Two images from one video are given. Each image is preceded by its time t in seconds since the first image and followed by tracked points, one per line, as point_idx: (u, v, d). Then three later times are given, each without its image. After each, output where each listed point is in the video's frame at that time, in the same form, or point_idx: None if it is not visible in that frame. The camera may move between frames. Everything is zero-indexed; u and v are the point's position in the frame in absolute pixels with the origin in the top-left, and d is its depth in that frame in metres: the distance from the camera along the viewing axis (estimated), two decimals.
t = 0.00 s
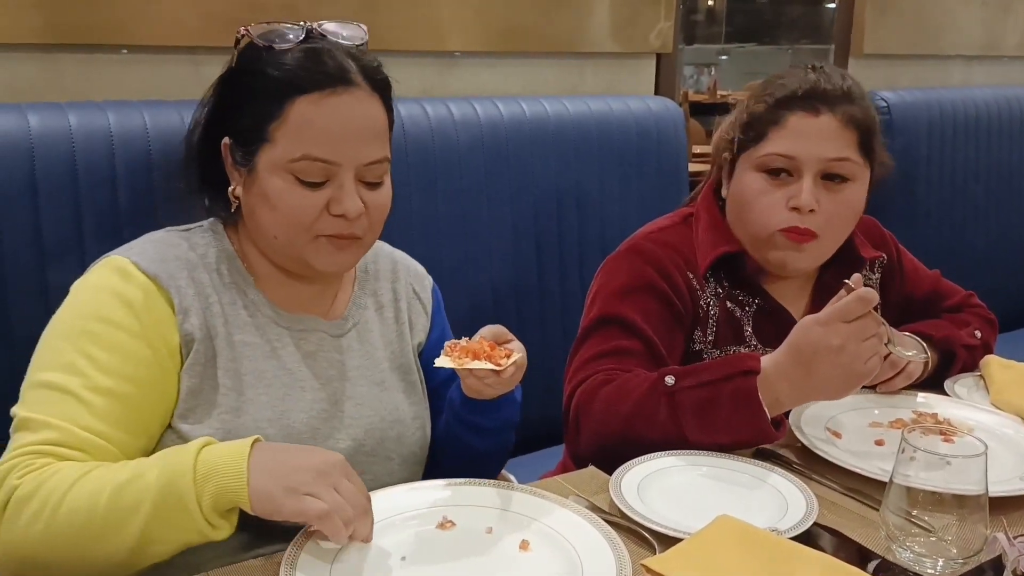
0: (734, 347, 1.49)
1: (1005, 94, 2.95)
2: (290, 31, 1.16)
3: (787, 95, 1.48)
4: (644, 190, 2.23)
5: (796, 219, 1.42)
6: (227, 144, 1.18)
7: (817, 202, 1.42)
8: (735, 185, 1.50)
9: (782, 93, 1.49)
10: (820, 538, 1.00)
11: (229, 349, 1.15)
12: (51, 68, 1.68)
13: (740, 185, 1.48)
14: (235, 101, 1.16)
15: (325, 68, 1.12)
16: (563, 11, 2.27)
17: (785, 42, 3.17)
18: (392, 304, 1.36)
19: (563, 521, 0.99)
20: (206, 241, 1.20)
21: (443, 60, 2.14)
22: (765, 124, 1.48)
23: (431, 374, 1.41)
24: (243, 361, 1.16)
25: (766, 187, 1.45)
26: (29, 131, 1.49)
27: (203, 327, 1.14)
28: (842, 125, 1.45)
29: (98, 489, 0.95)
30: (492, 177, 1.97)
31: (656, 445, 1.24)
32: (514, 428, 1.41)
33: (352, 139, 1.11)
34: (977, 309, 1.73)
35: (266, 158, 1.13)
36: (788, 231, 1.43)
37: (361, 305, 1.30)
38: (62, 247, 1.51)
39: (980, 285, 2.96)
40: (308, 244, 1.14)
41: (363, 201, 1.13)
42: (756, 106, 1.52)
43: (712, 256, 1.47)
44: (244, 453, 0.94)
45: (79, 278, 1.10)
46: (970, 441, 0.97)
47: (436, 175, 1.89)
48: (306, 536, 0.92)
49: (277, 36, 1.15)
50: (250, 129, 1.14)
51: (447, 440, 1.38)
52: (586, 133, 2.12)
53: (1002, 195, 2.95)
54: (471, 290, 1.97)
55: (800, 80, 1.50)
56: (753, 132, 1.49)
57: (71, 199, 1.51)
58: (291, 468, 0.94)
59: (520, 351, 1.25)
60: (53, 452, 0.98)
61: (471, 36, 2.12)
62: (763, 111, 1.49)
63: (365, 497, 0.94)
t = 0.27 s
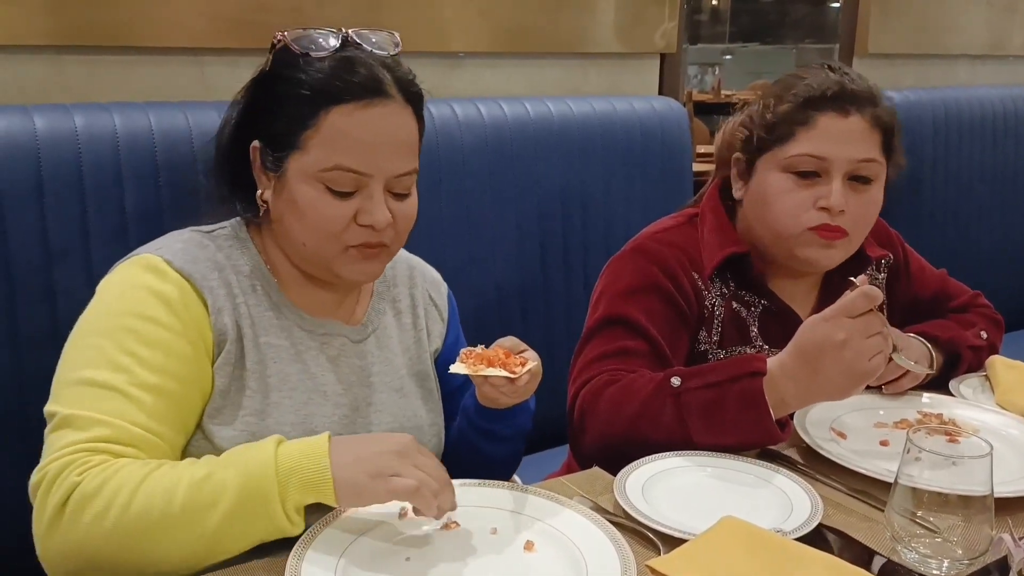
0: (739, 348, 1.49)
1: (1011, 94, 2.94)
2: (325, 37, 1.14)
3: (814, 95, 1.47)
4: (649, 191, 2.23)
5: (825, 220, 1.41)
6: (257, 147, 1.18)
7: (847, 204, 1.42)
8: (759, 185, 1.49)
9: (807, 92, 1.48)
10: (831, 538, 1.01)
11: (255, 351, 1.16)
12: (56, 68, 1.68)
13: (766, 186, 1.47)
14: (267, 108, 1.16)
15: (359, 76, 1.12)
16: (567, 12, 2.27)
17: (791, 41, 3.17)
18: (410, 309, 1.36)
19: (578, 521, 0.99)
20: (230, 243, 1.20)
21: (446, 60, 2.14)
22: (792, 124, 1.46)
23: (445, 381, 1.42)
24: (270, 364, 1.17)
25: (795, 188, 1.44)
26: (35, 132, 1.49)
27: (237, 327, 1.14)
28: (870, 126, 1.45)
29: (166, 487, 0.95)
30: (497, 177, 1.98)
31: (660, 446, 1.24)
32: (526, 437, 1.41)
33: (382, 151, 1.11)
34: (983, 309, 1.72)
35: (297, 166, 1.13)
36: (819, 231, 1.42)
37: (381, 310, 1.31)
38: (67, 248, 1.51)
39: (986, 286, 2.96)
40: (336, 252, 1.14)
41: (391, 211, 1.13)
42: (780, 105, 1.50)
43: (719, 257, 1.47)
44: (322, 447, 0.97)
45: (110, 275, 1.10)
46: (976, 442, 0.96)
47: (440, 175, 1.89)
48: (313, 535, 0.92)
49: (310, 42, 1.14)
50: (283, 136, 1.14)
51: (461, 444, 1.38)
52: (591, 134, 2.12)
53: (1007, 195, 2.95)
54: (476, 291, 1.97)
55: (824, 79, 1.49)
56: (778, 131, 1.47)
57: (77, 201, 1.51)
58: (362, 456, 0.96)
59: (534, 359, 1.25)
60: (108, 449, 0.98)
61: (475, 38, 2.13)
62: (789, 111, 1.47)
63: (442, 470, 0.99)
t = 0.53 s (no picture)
0: (745, 348, 1.49)
1: (1017, 92, 2.94)
2: (343, 43, 1.15)
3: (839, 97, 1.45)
4: (654, 191, 2.23)
5: (852, 224, 1.40)
6: (273, 151, 1.18)
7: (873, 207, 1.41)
8: (781, 187, 1.47)
9: (831, 93, 1.46)
10: (843, 538, 1.00)
11: (268, 353, 1.16)
12: (61, 71, 1.69)
13: (789, 188, 1.46)
14: (290, 115, 1.16)
15: (381, 84, 1.12)
16: (572, 12, 2.27)
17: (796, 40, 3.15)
18: (422, 313, 1.36)
19: (590, 522, 0.99)
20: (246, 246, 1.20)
21: (451, 61, 2.14)
22: (818, 126, 1.44)
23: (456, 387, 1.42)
24: (283, 366, 1.17)
25: (822, 192, 1.43)
26: (41, 134, 1.49)
27: (251, 328, 1.15)
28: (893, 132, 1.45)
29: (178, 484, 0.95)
30: (502, 178, 1.97)
31: (666, 447, 1.24)
32: (536, 444, 1.40)
33: (400, 160, 1.10)
34: (990, 309, 1.72)
35: (314, 172, 1.12)
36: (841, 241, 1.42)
37: (394, 314, 1.31)
38: (72, 251, 1.51)
39: (993, 285, 2.95)
40: (350, 258, 1.14)
41: (405, 220, 1.13)
42: (803, 107, 1.48)
43: (725, 258, 1.47)
44: (337, 446, 0.97)
45: (127, 270, 1.11)
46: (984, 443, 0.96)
47: (445, 176, 1.89)
48: (319, 538, 0.92)
49: (331, 51, 1.15)
50: (305, 143, 1.13)
51: (469, 453, 1.38)
52: (596, 134, 2.12)
53: (1014, 193, 2.94)
54: (482, 291, 1.97)
55: (846, 80, 1.47)
56: (803, 134, 1.46)
57: (82, 204, 1.52)
58: (381, 460, 0.97)
59: (544, 371, 1.25)
60: (120, 444, 0.98)
61: (480, 39, 2.13)
62: (817, 113, 1.45)
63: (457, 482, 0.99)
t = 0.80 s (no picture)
0: (750, 349, 1.49)
1: None
2: (348, 48, 1.16)
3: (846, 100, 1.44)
4: (659, 192, 2.23)
5: (859, 226, 1.41)
6: (275, 154, 1.19)
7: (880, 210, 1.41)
8: (787, 189, 1.47)
9: (837, 96, 1.45)
10: (851, 540, 1.00)
11: (269, 355, 1.16)
12: (67, 74, 1.69)
13: (795, 193, 1.46)
14: (293, 119, 1.16)
15: (381, 89, 1.12)
16: (576, 13, 2.27)
17: (800, 39, 3.13)
18: (427, 316, 1.37)
19: (587, 525, 0.99)
20: (251, 250, 1.21)
21: (455, 62, 2.14)
22: (826, 130, 1.43)
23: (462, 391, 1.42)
24: (285, 368, 1.17)
25: (828, 194, 1.43)
26: (47, 136, 1.50)
27: (245, 330, 1.15)
28: (899, 134, 1.44)
29: (156, 485, 0.95)
30: (506, 179, 1.98)
31: (672, 449, 1.24)
32: (541, 449, 1.40)
33: (400, 164, 1.10)
34: (996, 310, 1.71)
35: (314, 176, 1.13)
36: (852, 237, 1.42)
37: (399, 317, 1.31)
38: (80, 254, 1.52)
39: (1000, 284, 2.94)
40: (352, 263, 1.14)
41: (405, 224, 1.13)
42: (810, 110, 1.48)
43: (730, 259, 1.47)
44: (309, 445, 0.95)
45: (126, 275, 1.12)
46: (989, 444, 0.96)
47: (449, 177, 1.89)
48: (322, 542, 0.93)
49: (334, 56, 1.15)
50: (308, 147, 1.14)
51: (472, 459, 1.38)
52: (600, 134, 2.12)
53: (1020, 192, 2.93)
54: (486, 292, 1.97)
55: (854, 84, 1.47)
56: (810, 137, 1.45)
57: (88, 206, 1.52)
58: (355, 464, 0.94)
59: (541, 376, 1.25)
60: (105, 447, 0.98)
61: (485, 40, 2.13)
62: (825, 117, 1.44)
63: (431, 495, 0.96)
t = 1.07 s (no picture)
0: (754, 348, 1.49)
1: None
2: (339, 45, 1.17)
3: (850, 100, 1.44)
4: (663, 190, 2.23)
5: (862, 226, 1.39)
6: (267, 151, 1.19)
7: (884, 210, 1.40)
8: (792, 190, 1.46)
9: (841, 95, 1.44)
10: (855, 536, 1.00)
11: (267, 352, 1.16)
12: (70, 74, 1.69)
13: (800, 193, 1.45)
14: (286, 115, 1.16)
15: (368, 83, 1.13)
16: (580, 12, 2.27)
17: (803, 38, 3.14)
18: (426, 315, 1.37)
19: (589, 523, 0.99)
20: (246, 246, 1.21)
21: (458, 61, 2.14)
22: (830, 129, 1.42)
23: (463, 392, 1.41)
24: (284, 367, 1.17)
25: (833, 194, 1.42)
26: (51, 136, 1.50)
27: (247, 330, 1.15)
28: (904, 132, 1.43)
29: (174, 488, 0.95)
30: (509, 177, 1.98)
31: (676, 449, 1.24)
32: (541, 449, 1.40)
33: (391, 159, 1.10)
34: (1002, 308, 1.71)
35: (302, 172, 1.13)
36: (852, 237, 1.41)
37: (396, 314, 1.31)
38: (83, 252, 1.52)
39: (1004, 282, 2.93)
40: (343, 257, 1.14)
41: (396, 217, 1.12)
42: (813, 109, 1.47)
43: (734, 257, 1.47)
44: (328, 442, 0.95)
45: (122, 276, 1.11)
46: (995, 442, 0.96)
47: (453, 175, 1.89)
48: (327, 537, 0.93)
49: (320, 48, 1.17)
50: (300, 144, 1.13)
51: (473, 458, 1.38)
52: (604, 133, 2.12)
53: None
54: (490, 290, 1.97)
55: (857, 82, 1.46)
56: (813, 137, 1.44)
57: (92, 204, 1.52)
58: (372, 459, 0.95)
59: (541, 379, 1.24)
60: (117, 451, 0.98)
61: (488, 39, 2.13)
62: (829, 116, 1.43)
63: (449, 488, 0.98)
